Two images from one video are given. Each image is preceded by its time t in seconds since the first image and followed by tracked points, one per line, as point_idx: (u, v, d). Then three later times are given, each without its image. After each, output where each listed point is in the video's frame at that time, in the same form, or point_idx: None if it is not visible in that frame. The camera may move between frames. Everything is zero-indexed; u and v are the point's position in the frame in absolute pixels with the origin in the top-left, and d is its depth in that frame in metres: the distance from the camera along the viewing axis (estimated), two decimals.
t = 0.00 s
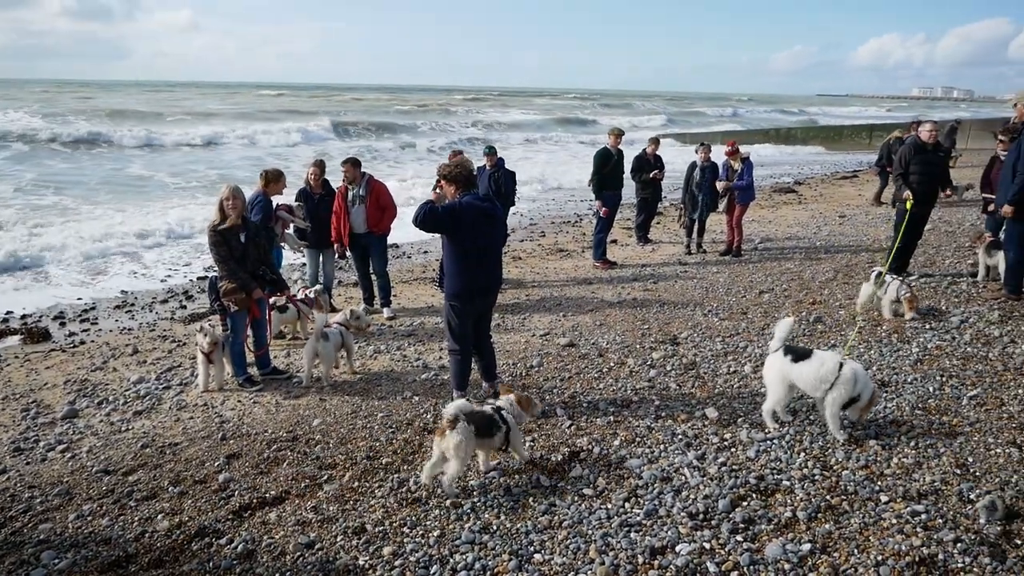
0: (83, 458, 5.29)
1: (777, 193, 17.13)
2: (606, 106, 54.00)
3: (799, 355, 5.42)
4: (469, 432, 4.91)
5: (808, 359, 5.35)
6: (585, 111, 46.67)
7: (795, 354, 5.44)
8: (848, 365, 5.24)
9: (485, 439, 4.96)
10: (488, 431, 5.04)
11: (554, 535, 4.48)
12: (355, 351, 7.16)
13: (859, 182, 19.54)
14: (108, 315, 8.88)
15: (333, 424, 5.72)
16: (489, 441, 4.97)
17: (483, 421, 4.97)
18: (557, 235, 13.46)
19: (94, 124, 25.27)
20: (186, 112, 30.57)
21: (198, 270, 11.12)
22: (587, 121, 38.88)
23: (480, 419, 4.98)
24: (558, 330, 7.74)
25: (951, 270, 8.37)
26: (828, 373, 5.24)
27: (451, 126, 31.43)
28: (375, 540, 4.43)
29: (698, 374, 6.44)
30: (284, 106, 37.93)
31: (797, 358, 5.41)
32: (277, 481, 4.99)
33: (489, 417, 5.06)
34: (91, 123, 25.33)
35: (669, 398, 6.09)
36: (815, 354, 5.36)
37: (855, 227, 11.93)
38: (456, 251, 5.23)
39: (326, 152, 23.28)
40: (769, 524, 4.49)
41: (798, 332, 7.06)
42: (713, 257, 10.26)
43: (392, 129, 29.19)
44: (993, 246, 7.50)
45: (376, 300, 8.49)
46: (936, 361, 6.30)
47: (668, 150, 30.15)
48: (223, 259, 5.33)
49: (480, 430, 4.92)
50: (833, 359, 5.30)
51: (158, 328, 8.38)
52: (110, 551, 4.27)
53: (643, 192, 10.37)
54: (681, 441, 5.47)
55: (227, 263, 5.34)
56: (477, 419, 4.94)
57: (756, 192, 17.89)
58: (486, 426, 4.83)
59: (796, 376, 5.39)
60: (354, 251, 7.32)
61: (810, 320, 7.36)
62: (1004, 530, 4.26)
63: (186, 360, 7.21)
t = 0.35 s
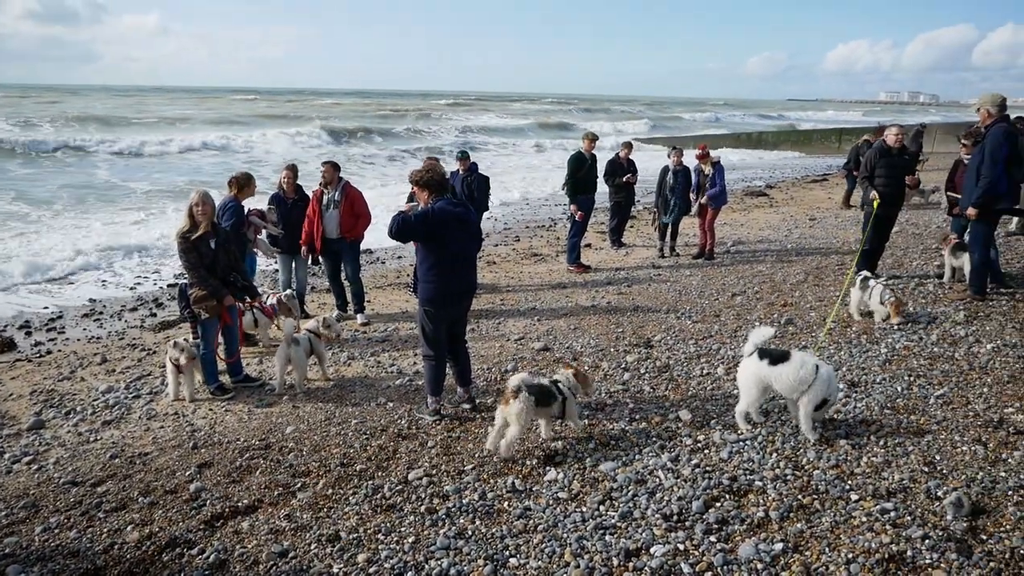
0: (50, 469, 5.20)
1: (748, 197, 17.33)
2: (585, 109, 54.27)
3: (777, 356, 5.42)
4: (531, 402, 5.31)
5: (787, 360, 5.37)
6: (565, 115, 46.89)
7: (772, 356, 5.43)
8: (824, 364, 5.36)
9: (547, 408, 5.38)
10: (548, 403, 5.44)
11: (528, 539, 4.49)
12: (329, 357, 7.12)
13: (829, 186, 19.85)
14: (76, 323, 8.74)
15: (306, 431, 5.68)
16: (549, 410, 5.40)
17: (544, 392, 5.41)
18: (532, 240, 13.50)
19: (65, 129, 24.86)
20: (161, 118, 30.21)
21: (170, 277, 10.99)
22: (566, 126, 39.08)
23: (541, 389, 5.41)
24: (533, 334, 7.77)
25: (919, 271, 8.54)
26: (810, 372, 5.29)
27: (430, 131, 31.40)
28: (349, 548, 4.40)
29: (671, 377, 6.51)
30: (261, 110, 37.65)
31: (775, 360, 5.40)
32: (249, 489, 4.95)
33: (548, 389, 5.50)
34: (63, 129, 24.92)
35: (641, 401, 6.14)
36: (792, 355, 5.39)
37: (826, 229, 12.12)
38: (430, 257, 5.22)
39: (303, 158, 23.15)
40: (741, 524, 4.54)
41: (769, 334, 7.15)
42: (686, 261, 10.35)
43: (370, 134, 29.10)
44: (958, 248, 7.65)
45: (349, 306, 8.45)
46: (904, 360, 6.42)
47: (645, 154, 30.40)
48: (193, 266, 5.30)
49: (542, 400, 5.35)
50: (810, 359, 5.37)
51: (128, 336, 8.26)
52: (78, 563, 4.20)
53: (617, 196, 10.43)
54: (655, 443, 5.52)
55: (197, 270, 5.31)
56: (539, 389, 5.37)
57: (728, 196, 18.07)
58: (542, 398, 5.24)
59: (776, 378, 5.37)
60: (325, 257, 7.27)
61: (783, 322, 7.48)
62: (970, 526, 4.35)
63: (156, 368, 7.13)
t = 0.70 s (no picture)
0: (7, 482, 5.07)
1: (715, 199, 17.56)
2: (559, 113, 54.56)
3: (746, 357, 5.44)
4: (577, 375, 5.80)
5: (756, 361, 5.41)
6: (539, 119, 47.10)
7: (741, 357, 5.45)
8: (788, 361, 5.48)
9: (591, 384, 5.85)
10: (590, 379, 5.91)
11: (498, 543, 4.49)
12: (296, 363, 7.06)
13: (793, 188, 20.19)
14: (35, 331, 8.54)
15: (273, 438, 5.62)
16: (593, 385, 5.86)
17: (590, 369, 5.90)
18: (501, 243, 13.53)
19: (28, 133, 24.30)
20: (128, 121, 29.68)
21: (135, 283, 10.80)
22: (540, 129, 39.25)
23: (585, 364, 5.90)
24: (503, 337, 7.78)
25: (880, 271, 8.73)
26: (780, 372, 5.37)
27: (404, 134, 31.31)
28: (318, 555, 4.36)
29: (639, 378, 6.58)
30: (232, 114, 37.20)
31: (745, 362, 5.42)
32: (215, 498, 4.87)
33: (592, 367, 6.00)
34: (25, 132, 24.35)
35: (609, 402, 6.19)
36: (760, 355, 5.44)
37: (791, 230, 12.33)
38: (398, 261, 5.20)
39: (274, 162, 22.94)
40: (710, 523, 4.60)
41: (736, 334, 7.25)
42: (654, 263, 10.45)
43: (343, 136, 28.90)
44: (918, 248, 7.84)
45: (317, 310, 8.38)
46: (867, 359, 6.56)
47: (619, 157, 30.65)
48: (156, 271, 5.25)
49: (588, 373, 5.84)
50: (777, 358, 5.44)
51: (89, 344, 8.10)
52: None
53: (585, 199, 10.49)
54: (624, 445, 5.56)
55: (160, 275, 5.26)
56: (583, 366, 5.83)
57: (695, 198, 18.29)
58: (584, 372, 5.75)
59: (747, 379, 5.41)
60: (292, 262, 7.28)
61: (750, 322, 7.59)
62: (931, 520, 4.44)
63: (118, 376, 6.99)
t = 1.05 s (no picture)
0: None
1: (674, 202, 17.82)
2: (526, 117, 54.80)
3: (702, 362, 5.50)
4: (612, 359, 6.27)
5: (712, 365, 5.46)
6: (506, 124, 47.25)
7: (697, 362, 5.51)
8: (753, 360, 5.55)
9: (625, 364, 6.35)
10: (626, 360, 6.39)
11: (458, 549, 4.48)
12: (252, 371, 6.96)
13: (749, 191, 20.64)
14: None
15: (228, 447, 5.54)
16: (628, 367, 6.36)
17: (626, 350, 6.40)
18: (461, 247, 13.53)
19: None
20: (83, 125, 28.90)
21: (86, 291, 10.52)
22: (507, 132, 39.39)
23: (621, 348, 6.38)
24: (463, 341, 7.79)
25: (832, 272, 8.95)
26: (735, 376, 5.43)
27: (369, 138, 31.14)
28: (274, 566, 4.29)
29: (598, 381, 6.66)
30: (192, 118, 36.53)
31: (701, 366, 5.50)
32: (167, 510, 4.77)
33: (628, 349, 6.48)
34: None
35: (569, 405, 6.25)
36: (715, 360, 5.49)
37: (747, 233, 12.58)
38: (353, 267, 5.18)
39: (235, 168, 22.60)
40: (668, 524, 4.66)
41: (692, 336, 7.37)
42: (612, 266, 10.56)
43: (308, 139, 28.60)
44: (867, 249, 8.06)
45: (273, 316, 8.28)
46: (819, 359, 6.73)
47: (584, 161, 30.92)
48: (104, 278, 5.14)
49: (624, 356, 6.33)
50: (733, 360, 5.49)
51: (35, 354, 7.87)
52: None
53: (544, 202, 10.55)
54: (583, 447, 5.60)
55: (108, 283, 5.15)
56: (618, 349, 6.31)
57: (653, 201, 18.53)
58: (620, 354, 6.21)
59: (703, 384, 5.50)
60: (249, 267, 7.17)
61: (706, 324, 7.71)
62: (881, 515, 4.57)
63: (66, 388, 6.81)
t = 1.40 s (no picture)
0: None
1: (635, 204, 18.03)
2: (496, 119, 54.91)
3: (666, 364, 5.54)
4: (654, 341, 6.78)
5: (676, 366, 5.53)
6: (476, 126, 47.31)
7: (661, 365, 5.54)
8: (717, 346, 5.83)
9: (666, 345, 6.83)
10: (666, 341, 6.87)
11: (422, 555, 4.46)
12: (211, 379, 6.87)
13: (710, 192, 21.03)
14: None
15: (187, 457, 5.46)
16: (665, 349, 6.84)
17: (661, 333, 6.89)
18: (424, 250, 13.52)
19: None
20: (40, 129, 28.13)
21: (39, 300, 10.25)
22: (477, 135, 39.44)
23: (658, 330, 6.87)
24: (426, 345, 7.78)
25: (791, 272, 9.13)
26: (698, 374, 5.55)
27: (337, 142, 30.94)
28: None
29: (561, 383, 6.71)
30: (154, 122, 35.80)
31: (664, 368, 5.54)
32: (124, 524, 4.67)
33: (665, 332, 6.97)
34: None
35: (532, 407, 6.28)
36: (678, 361, 5.55)
37: (708, 234, 12.79)
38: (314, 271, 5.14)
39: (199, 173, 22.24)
40: (631, 524, 4.70)
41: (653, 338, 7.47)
42: (575, 268, 10.64)
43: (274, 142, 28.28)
44: (824, 248, 8.23)
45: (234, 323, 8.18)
46: (778, 358, 6.87)
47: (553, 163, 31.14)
48: (55, 287, 5.03)
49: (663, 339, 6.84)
50: (695, 360, 5.59)
51: None
52: None
53: (506, 205, 10.58)
54: (546, 450, 5.63)
55: (59, 292, 5.04)
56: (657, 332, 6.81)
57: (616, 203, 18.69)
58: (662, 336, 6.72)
59: (668, 385, 5.56)
60: (208, 273, 7.13)
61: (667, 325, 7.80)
62: (839, 509, 4.66)
63: (17, 400, 6.63)
